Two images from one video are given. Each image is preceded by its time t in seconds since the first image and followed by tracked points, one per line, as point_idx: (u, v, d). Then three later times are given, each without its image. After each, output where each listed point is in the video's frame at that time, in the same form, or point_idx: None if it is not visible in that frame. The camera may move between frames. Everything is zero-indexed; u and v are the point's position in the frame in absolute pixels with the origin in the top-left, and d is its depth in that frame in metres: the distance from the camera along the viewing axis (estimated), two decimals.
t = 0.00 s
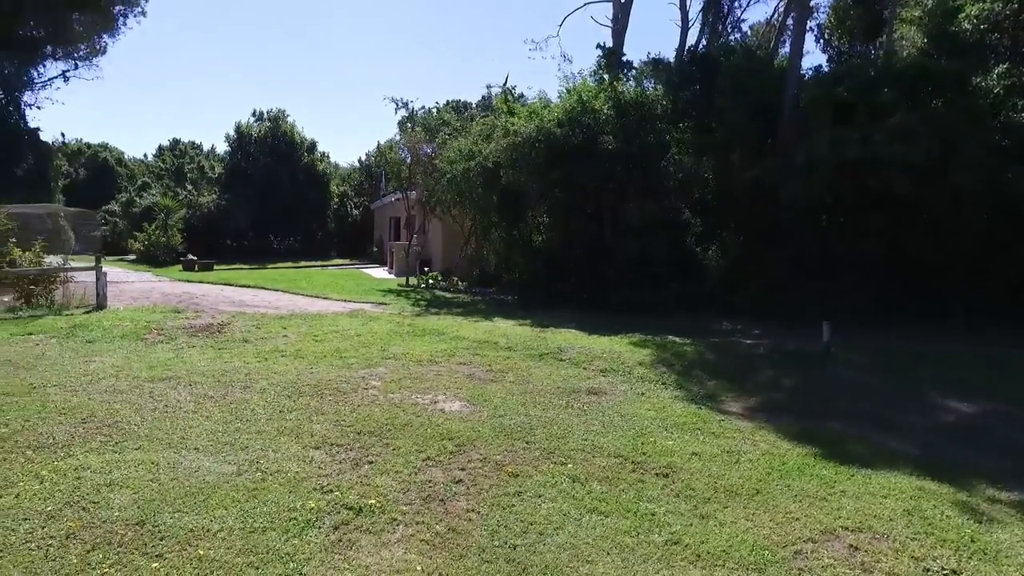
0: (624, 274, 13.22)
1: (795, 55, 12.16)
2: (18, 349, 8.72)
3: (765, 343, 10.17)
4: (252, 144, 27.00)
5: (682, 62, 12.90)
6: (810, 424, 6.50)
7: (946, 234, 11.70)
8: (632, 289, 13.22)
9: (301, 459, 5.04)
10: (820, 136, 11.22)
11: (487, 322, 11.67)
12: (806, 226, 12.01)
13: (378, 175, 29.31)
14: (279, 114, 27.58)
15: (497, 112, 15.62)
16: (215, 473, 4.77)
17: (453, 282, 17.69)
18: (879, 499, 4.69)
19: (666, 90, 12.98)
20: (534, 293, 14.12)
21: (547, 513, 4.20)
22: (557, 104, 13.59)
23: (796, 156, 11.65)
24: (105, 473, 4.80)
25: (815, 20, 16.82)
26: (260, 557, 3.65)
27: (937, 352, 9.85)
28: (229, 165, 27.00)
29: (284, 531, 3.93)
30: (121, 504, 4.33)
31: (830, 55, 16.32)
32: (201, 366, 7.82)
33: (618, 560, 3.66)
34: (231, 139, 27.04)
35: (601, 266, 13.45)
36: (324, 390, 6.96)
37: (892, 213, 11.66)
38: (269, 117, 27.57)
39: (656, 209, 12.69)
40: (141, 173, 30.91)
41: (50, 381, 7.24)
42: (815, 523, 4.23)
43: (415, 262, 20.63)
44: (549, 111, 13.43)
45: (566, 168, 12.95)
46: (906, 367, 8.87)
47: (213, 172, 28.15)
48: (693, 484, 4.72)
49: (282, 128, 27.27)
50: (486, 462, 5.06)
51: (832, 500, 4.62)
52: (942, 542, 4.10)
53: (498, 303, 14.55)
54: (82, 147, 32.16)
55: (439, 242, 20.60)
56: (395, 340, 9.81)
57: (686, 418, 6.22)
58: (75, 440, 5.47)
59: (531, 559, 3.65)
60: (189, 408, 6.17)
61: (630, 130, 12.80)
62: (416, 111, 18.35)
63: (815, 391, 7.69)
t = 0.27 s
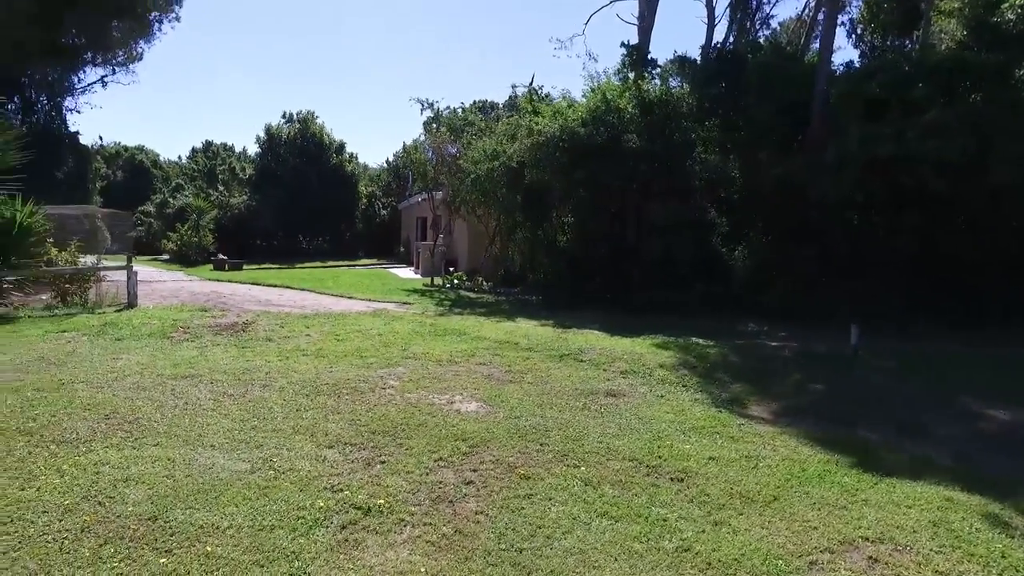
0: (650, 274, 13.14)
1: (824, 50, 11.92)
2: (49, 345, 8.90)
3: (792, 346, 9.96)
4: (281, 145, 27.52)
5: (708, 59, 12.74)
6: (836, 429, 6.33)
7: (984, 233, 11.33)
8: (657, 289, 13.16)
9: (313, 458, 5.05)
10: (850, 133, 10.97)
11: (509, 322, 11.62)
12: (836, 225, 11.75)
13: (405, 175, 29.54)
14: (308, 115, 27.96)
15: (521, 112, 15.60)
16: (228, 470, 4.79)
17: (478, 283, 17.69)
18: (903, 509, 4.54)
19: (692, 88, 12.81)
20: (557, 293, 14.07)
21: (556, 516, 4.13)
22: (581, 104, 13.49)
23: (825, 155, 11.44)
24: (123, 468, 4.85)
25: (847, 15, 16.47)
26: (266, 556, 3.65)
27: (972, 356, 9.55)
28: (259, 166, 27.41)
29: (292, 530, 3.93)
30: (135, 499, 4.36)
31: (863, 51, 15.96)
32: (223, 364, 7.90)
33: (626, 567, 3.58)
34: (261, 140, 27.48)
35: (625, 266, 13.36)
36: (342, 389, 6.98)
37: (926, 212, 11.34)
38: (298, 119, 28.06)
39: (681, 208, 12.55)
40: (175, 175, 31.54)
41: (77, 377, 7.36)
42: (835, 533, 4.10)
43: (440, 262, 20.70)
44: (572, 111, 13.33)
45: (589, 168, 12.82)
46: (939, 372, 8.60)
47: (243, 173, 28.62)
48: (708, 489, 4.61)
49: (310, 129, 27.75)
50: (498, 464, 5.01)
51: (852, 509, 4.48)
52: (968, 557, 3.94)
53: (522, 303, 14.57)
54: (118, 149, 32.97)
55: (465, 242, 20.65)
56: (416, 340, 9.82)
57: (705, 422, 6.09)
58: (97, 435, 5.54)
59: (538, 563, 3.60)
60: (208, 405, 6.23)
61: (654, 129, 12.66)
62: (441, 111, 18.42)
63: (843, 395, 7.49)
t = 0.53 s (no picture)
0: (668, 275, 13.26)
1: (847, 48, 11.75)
2: (72, 342, 9.05)
3: (811, 348, 9.81)
4: (304, 146, 27.83)
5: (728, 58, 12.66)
6: (854, 434, 6.20)
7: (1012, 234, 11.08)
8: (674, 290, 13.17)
9: (322, 457, 5.06)
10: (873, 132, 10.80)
11: (525, 323, 11.60)
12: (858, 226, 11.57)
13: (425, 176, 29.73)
14: (329, 117, 28.29)
15: (539, 112, 15.55)
16: (238, 468, 4.82)
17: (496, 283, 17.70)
18: (918, 517, 4.44)
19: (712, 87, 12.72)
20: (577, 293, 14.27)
21: (561, 519, 4.10)
22: (598, 104, 13.41)
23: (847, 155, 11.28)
24: (136, 465, 4.89)
25: (872, 12, 16.24)
26: (269, 553, 3.67)
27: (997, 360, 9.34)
28: (282, 167, 27.76)
29: (297, 528, 3.95)
30: (146, 495, 4.40)
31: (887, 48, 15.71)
32: (239, 363, 7.98)
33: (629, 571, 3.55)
34: (283, 142, 27.83)
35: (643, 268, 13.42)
36: (354, 389, 7.01)
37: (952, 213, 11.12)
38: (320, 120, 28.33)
39: (698, 209, 12.59)
40: (199, 176, 31.96)
41: (97, 375, 7.47)
42: (845, 541, 4.01)
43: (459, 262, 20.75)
44: (588, 112, 13.25)
45: (608, 169, 12.63)
46: (963, 377, 8.42)
47: (265, 174, 28.94)
48: (717, 494, 4.55)
49: (331, 129, 28.00)
50: (505, 465, 4.99)
51: (865, 517, 4.40)
52: (985, 568, 3.84)
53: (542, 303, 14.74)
54: (145, 152, 33.58)
55: (484, 242, 20.71)
56: (430, 341, 9.84)
57: (718, 425, 6.02)
58: (113, 432, 5.61)
59: (540, 565, 3.57)
60: (222, 404, 6.28)
61: (673, 128, 12.58)
62: (460, 112, 18.48)
63: (863, 399, 7.34)
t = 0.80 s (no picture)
0: (692, 276, 13.16)
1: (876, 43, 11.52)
2: (100, 339, 9.23)
3: (836, 352, 9.61)
4: (330, 148, 28.09)
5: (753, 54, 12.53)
6: (877, 440, 6.04)
7: None
8: (698, 291, 13.20)
9: (333, 455, 5.09)
10: (901, 130, 10.58)
11: (545, 324, 11.56)
12: (886, 226, 11.31)
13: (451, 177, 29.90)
14: (356, 119, 28.60)
15: (561, 113, 15.56)
16: (250, 464, 4.85)
17: (519, 284, 17.70)
18: (938, 527, 4.30)
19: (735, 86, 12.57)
20: (599, 292, 14.26)
21: (566, 521, 4.05)
22: (619, 104, 13.49)
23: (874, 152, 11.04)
24: (152, 459, 4.95)
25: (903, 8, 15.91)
26: (274, 549, 3.69)
27: None
28: (308, 168, 28.10)
29: (303, 525, 3.96)
30: (159, 490, 4.45)
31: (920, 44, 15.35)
32: (259, 362, 8.07)
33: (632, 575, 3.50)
34: (310, 143, 28.21)
35: (666, 268, 13.31)
36: (370, 388, 7.05)
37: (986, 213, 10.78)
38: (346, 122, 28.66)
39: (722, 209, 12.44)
40: (229, 178, 32.50)
41: (121, 371, 7.60)
42: (858, 550, 3.91)
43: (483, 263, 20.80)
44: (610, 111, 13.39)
45: (629, 168, 12.72)
46: (996, 383, 8.15)
47: (293, 175, 29.36)
48: (728, 499, 4.46)
49: (357, 131, 28.25)
50: (515, 465, 4.96)
51: (882, 525, 4.28)
52: None
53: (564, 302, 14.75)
54: (176, 154, 34.28)
55: (508, 243, 20.74)
56: (449, 341, 9.87)
57: (734, 429, 5.92)
58: (132, 427, 5.69)
59: (542, 567, 3.54)
60: (239, 401, 6.35)
61: (695, 127, 12.53)
62: (483, 113, 18.53)
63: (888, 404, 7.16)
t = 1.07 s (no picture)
0: (715, 276, 13.09)
1: (907, 38, 11.30)
2: (128, 336, 9.41)
3: (862, 354, 9.42)
4: (356, 149, 28.51)
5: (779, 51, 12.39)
6: (900, 445, 5.89)
7: None
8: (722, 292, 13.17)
9: (346, 452, 5.12)
10: (932, 127, 10.35)
11: (566, 324, 11.52)
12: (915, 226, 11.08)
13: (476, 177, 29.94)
14: (382, 120, 28.88)
15: (583, 113, 15.55)
16: (264, 460, 4.91)
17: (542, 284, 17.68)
18: (960, 536, 4.18)
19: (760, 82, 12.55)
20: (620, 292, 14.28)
21: (575, 522, 4.02)
22: (643, 102, 13.39)
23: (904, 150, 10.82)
24: (170, 453, 5.03)
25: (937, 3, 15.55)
26: (283, 543, 3.72)
27: None
28: (335, 168, 28.49)
29: (313, 520, 3.99)
30: (175, 483, 4.52)
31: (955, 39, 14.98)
32: (280, 360, 8.16)
33: None
34: (337, 144, 28.58)
35: (688, 269, 13.23)
36: (387, 387, 7.08)
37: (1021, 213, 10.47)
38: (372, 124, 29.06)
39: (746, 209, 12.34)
40: (259, 179, 32.99)
41: (146, 366, 7.73)
42: (874, 557, 3.81)
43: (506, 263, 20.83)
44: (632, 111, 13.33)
45: (651, 168, 12.67)
46: None
47: (321, 176, 29.71)
48: (742, 502, 4.39)
49: (383, 133, 28.58)
50: (527, 465, 4.94)
51: (900, 532, 4.17)
52: None
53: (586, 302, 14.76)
54: (208, 155, 34.97)
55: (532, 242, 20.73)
56: (468, 340, 9.88)
57: (751, 432, 5.83)
58: (153, 421, 5.78)
59: (547, 566, 3.52)
60: (257, 398, 6.42)
61: (719, 125, 12.51)
62: (507, 113, 18.56)
63: (914, 409, 6.98)
